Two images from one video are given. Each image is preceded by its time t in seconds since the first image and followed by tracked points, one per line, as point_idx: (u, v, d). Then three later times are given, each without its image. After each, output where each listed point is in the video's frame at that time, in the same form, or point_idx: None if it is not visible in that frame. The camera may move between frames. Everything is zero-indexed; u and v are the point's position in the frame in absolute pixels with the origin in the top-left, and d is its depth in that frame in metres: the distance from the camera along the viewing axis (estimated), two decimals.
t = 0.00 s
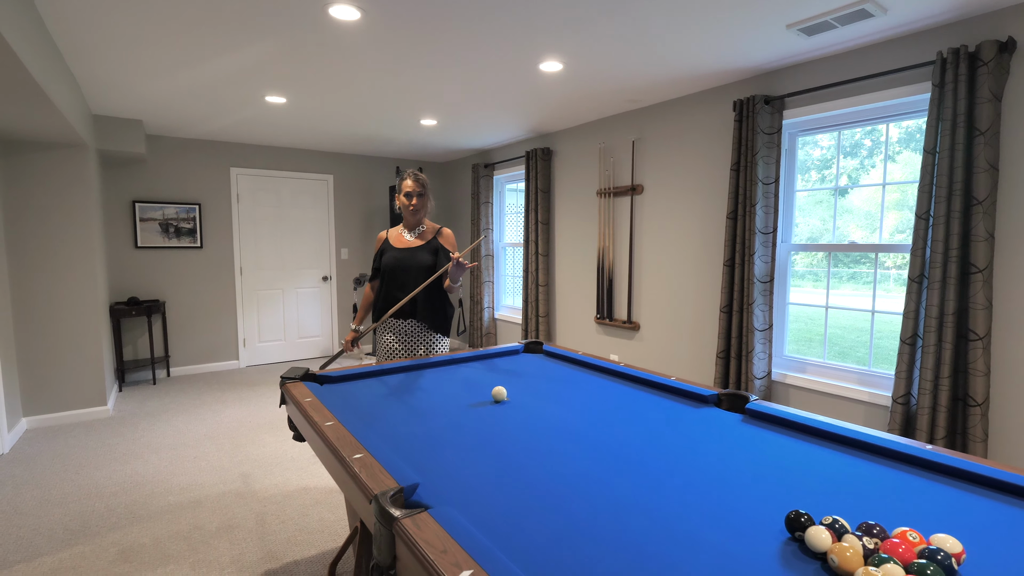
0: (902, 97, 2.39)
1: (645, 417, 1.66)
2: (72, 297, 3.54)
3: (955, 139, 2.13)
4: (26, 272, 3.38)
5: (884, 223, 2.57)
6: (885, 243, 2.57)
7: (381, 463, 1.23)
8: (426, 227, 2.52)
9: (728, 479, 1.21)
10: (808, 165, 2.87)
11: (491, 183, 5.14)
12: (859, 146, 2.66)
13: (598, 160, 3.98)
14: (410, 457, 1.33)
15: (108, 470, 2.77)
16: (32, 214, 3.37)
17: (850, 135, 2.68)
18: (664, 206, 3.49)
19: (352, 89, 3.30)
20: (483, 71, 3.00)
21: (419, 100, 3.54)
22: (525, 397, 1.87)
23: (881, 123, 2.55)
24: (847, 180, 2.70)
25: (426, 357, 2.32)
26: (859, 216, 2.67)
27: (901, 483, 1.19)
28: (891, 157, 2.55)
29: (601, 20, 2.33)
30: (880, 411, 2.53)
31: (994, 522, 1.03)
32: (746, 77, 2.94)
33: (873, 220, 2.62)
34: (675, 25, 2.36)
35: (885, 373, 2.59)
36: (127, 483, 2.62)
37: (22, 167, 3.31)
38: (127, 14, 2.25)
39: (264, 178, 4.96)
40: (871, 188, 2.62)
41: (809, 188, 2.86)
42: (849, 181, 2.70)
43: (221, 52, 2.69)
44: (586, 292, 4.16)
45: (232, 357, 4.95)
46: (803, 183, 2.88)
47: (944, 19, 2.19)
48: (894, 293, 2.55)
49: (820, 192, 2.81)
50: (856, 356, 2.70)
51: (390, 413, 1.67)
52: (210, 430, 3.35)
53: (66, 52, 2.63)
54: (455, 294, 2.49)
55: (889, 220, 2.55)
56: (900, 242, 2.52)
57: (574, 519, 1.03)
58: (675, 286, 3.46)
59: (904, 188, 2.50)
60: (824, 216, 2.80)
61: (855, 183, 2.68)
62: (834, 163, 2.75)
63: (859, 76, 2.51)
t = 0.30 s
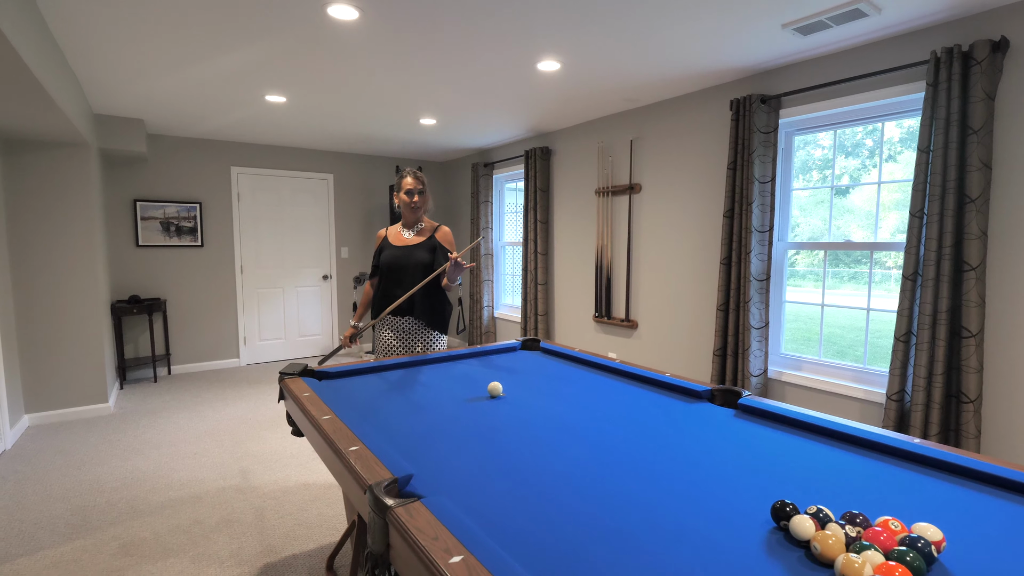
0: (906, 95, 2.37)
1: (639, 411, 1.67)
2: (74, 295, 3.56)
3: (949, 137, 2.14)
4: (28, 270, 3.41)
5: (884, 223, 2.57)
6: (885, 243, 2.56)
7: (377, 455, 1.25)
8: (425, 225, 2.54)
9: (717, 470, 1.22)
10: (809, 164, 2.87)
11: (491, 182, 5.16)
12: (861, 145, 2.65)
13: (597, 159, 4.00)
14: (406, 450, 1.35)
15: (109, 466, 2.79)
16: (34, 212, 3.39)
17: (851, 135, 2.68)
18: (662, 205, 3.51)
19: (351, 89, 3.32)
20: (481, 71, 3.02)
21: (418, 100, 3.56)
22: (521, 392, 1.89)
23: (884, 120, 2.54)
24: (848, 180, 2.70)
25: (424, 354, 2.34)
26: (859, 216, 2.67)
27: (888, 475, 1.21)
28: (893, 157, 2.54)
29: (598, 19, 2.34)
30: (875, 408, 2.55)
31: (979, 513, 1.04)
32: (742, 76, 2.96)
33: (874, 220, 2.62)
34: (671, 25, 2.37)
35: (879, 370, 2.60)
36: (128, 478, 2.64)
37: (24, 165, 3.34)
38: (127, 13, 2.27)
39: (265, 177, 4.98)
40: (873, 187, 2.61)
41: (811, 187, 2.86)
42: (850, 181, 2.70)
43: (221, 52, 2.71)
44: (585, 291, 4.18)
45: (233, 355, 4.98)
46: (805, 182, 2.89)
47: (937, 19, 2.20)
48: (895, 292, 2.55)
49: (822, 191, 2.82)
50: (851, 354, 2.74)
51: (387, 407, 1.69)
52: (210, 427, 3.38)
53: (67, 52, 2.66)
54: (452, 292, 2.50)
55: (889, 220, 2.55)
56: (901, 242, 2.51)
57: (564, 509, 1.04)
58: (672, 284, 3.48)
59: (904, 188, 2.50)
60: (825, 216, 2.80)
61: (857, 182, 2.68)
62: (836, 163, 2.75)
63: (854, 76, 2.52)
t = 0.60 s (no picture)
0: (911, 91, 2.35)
1: (631, 405, 1.69)
2: (76, 293, 3.60)
3: (942, 134, 2.16)
4: (32, 268, 3.45)
5: (885, 223, 2.56)
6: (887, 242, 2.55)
7: (372, 446, 1.28)
8: (422, 223, 2.56)
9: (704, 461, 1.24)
10: (811, 163, 2.85)
11: (490, 181, 5.19)
12: (863, 144, 2.64)
13: (595, 158, 4.02)
14: (402, 443, 1.37)
15: (111, 461, 2.83)
16: (36, 210, 3.42)
17: (853, 133, 2.68)
18: (659, 203, 3.53)
19: (351, 88, 3.35)
20: (479, 70, 3.04)
21: (418, 98, 3.59)
22: (516, 387, 1.91)
23: (887, 117, 2.53)
24: (850, 179, 2.68)
25: (421, 350, 2.36)
26: (860, 216, 2.66)
27: (873, 465, 1.23)
28: (894, 156, 2.54)
29: (593, 18, 2.36)
30: (869, 404, 2.57)
31: (961, 500, 1.06)
32: (738, 75, 2.98)
33: (874, 220, 2.61)
34: (666, 24, 2.39)
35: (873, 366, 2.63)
36: (129, 473, 2.67)
37: (27, 163, 3.36)
38: (128, 13, 2.30)
39: (266, 175, 5.01)
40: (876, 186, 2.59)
41: (813, 186, 2.84)
42: (851, 181, 2.68)
43: (220, 50, 2.74)
44: (583, 288, 4.20)
45: (234, 352, 5.01)
46: (807, 181, 2.87)
47: (929, 18, 2.22)
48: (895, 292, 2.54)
49: (823, 190, 2.80)
50: (846, 350, 2.76)
51: (383, 402, 1.71)
52: (211, 423, 3.41)
53: (69, 51, 2.68)
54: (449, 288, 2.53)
55: (889, 221, 2.55)
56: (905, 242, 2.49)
57: (554, 498, 1.07)
58: (669, 282, 3.50)
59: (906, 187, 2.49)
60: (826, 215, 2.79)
61: (858, 181, 2.66)
62: (837, 162, 2.73)
63: (847, 74, 2.54)
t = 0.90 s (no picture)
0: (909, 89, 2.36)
1: (624, 398, 1.72)
2: (78, 290, 3.63)
3: (934, 132, 2.18)
4: (35, 265, 3.48)
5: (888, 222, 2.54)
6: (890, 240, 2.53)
7: (367, 436, 1.31)
8: (422, 220, 2.59)
9: (692, 451, 1.27)
10: (812, 162, 2.83)
11: (490, 179, 5.22)
12: (865, 143, 2.62)
13: (593, 156, 4.04)
14: (397, 433, 1.39)
15: (113, 455, 2.86)
16: (39, 208, 3.45)
17: (855, 131, 2.66)
18: (656, 200, 3.55)
19: (350, 86, 3.37)
20: (477, 68, 3.06)
21: (416, 97, 3.61)
22: (511, 381, 1.93)
23: (888, 114, 2.52)
24: (852, 178, 2.67)
25: (419, 345, 2.39)
26: (862, 214, 2.64)
27: (859, 454, 1.25)
28: (896, 154, 2.51)
29: (589, 17, 2.38)
30: (863, 400, 2.59)
31: (941, 487, 1.08)
32: (734, 73, 3.00)
33: (874, 218, 2.60)
34: (662, 22, 2.41)
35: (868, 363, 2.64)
36: (131, 467, 2.71)
37: (29, 161, 3.39)
38: (129, 12, 2.32)
39: (266, 173, 5.04)
40: (877, 184, 2.58)
41: (815, 186, 2.82)
42: (852, 179, 2.67)
43: (220, 49, 2.76)
44: (582, 286, 4.22)
45: (235, 349, 5.05)
46: (808, 180, 2.85)
47: (922, 16, 2.24)
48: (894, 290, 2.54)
49: (823, 189, 2.79)
50: (841, 346, 2.76)
51: (379, 395, 1.74)
52: (212, 418, 3.45)
53: (71, 49, 2.71)
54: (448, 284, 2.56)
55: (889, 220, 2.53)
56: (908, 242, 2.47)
57: (544, 486, 1.09)
58: (666, 279, 3.52)
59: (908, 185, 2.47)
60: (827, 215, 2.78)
61: (862, 179, 2.64)
62: (839, 160, 2.72)
63: (841, 72, 2.56)
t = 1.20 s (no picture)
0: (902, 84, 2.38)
1: (616, 389, 1.75)
2: (79, 285, 3.66)
3: (925, 127, 2.20)
4: (36, 260, 3.51)
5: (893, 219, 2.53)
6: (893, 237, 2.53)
7: (362, 423, 1.34)
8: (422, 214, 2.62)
9: (679, 437, 1.30)
10: (814, 160, 2.84)
11: (489, 175, 5.24)
12: (867, 141, 2.62)
13: (590, 152, 4.06)
14: (392, 421, 1.43)
15: (114, 448, 2.90)
16: (40, 204, 3.49)
17: (857, 129, 2.66)
18: (653, 196, 3.58)
19: (348, 82, 3.39)
20: (474, 64, 3.08)
21: (415, 93, 3.63)
22: (505, 372, 1.96)
23: (891, 110, 2.52)
24: (854, 175, 2.67)
25: (416, 338, 2.42)
26: (864, 212, 2.64)
27: (841, 441, 1.28)
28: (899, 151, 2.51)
29: (584, 13, 2.40)
30: (855, 393, 2.62)
31: (919, 472, 1.11)
32: (730, 69, 3.02)
33: (876, 215, 2.60)
34: (656, 18, 2.43)
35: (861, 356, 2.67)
36: (133, 459, 2.74)
37: (30, 157, 3.42)
38: (128, 8, 2.35)
39: (266, 170, 5.07)
40: (878, 180, 2.59)
41: (815, 182, 2.83)
42: (854, 177, 2.68)
43: (219, 45, 2.78)
44: (579, 281, 4.24)
45: (235, 345, 5.08)
46: (808, 177, 2.86)
47: (915, 12, 2.26)
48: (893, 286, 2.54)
49: (825, 186, 2.80)
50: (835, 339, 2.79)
51: (375, 385, 1.77)
52: (212, 412, 3.48)
53: (71, 46, 2.73)
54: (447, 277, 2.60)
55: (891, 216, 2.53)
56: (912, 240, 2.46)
57: (532, 470, 1.12)
58: (662, 274, 3.55)
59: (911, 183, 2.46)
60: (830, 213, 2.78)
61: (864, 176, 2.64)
62: (841, 158, 2.73)
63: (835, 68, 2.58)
